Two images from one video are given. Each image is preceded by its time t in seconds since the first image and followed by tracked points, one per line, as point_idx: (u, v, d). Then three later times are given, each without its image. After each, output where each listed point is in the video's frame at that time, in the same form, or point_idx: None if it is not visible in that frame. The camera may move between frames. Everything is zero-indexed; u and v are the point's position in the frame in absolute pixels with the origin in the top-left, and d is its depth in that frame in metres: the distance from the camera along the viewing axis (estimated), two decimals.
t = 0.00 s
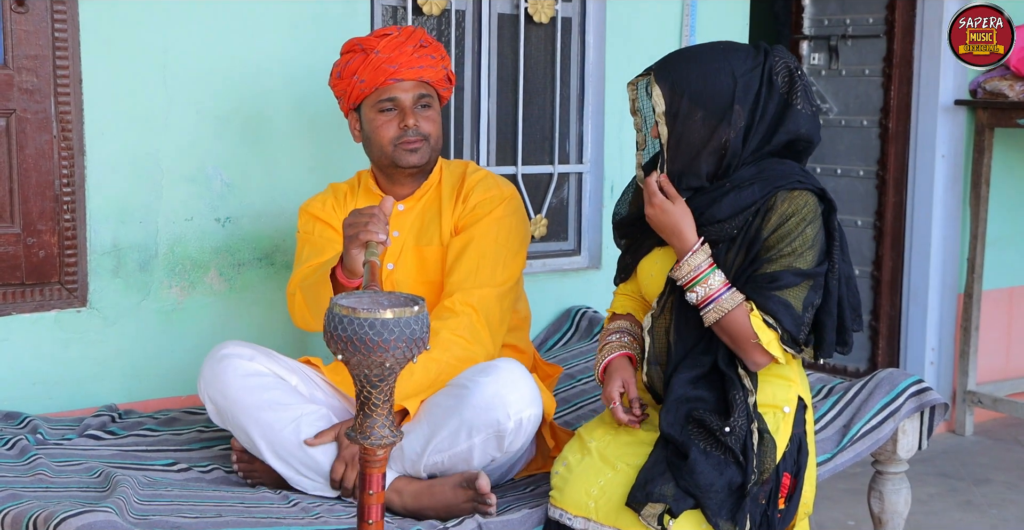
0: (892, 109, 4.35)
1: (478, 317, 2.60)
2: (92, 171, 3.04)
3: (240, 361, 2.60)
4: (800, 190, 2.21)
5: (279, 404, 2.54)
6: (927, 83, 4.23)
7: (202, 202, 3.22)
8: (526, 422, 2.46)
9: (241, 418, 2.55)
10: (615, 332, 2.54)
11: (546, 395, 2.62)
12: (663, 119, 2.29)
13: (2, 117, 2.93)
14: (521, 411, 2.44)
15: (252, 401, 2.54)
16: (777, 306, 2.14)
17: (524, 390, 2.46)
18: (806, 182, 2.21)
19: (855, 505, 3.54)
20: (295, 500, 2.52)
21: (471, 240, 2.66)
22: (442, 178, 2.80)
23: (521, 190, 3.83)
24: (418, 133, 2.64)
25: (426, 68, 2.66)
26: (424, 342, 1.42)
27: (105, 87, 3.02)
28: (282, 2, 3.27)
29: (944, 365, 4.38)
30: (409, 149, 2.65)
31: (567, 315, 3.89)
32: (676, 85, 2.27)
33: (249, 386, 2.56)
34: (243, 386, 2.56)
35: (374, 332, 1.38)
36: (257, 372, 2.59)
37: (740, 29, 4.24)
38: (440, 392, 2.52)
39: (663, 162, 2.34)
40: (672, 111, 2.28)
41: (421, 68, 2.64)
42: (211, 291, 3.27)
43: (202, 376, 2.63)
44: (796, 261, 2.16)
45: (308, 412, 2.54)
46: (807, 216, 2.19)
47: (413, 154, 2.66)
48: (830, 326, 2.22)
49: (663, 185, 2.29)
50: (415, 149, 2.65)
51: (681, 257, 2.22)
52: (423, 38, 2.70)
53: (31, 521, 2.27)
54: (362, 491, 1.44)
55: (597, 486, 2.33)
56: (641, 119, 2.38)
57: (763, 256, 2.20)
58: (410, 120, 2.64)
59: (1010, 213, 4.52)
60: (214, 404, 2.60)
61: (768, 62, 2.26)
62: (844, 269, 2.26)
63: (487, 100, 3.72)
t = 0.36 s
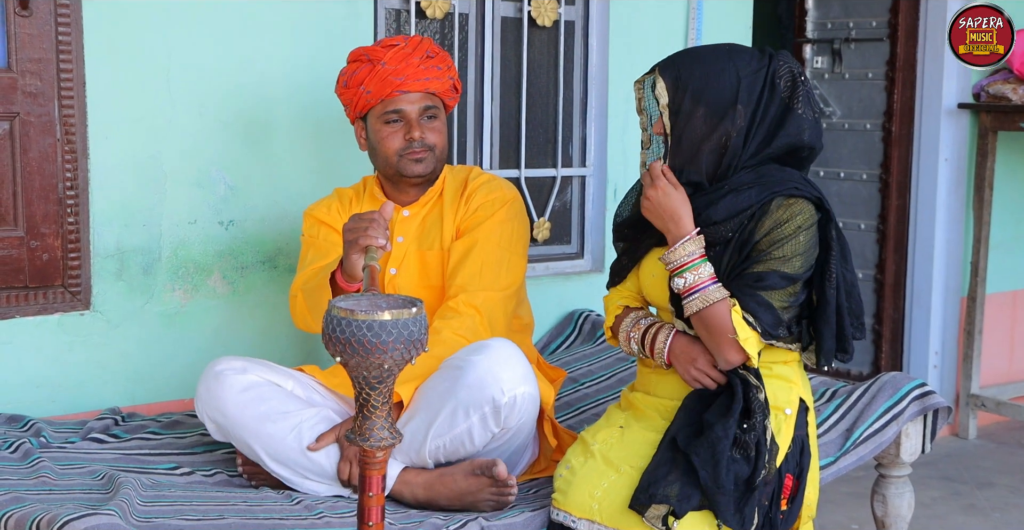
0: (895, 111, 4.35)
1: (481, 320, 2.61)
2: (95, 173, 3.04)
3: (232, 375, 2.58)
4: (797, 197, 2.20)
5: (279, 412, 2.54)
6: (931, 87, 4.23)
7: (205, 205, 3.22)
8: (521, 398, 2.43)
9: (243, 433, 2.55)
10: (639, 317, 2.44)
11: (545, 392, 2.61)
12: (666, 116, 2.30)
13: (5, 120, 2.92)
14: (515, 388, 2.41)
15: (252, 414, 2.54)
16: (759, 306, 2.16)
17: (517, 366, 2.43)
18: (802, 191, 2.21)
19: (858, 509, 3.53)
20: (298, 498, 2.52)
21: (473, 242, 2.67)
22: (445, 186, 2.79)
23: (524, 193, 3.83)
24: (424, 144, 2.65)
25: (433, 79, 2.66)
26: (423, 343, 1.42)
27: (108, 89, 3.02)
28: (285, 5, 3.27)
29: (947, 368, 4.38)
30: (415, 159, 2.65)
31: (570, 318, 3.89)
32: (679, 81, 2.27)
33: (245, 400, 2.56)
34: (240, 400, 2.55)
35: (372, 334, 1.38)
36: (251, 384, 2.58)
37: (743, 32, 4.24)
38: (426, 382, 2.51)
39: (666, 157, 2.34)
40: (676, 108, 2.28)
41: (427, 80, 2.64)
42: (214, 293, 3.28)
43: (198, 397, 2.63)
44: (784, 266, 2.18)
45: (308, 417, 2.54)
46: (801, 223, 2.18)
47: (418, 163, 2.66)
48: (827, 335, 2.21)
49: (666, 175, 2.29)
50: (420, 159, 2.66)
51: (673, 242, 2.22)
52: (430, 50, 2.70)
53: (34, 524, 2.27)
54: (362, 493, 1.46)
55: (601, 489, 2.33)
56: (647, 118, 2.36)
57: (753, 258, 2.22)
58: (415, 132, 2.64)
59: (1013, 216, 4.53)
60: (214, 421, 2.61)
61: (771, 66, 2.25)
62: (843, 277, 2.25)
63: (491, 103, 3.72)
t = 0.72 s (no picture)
0: (898, 114, 4.35)
1: (493, 335, 2.59)
2: (98, 175, 3.04)
3: (237, 381, 2.58)
4: (789, 198, 2.19)
5: (283, 422, 2.54)
6: (934, 90, 4.22)
7: (208, 207, 3.22)
8: (533, 428, 2.45)
9: (247, 438, 2.55)
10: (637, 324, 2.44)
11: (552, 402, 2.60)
12: (660, 111, 2.30)
13: (9, 122, 2.93)
14: (528, 418, 2.43)
15: (256, 422, 2.54)
16: (746, 308, 2.16)
17: (530, 397, 2.45)
18: (794, 190, 2.19)
19: (862, 511, 3.53)
20: (301, 504, 2.51)
21: (482, 254, 2.64)
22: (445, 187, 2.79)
23: (526, 195, 3.84)
24: (434, 151, 2.65)
25: (441, 82, 2.67)
26: (427, 346, 1.42)
27: (111, 91, 3.02)
28: (287, 7, 3.27)
29: (951, 370, 4.37)
30: (427, 165, 2.65)
31: (572, 320, 3.89)
32: (683, 80, 2.27)
33: (251, 406, 2.56)
34: (245, 407, 2.55)
35: (377, 337, 1.37)
36: (256, 391, 2.58)
37: (746, 34, 4.24)
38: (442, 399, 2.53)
39: (653, 156, 2.33)
40: (675, 107, 2.28)
41: (437, 84, 2.65)
42: (217, 295, 3.28)
43: (202, 399, 2.62)
44: (774, 268, 2.17)
45: (312, 428, 2.54)
46: (793, 225, 2.18)
47: (431, 169, 2.66)
48: (820, 337, 2.22)
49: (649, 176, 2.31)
50: (431, 165, 2.66)
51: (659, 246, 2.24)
52: (437, 53, 2.71)
53: (37, 525, 2.27)
54: (367, 495, 1.47)
55: (606, 486, 2.32)
56: (644, 115, 2.35)
57: (743, 260, 2.21)
58: (427, 138, 2.64)
59: (1017, 218, 4.52)
60: (216, 427, 2.61)
61: (773, 72, 2.26)
62: (839, 277, 2.24)
63: (494, 104, 3.73)
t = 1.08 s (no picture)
0: (900, 115, 4.36)
1: (501, 347, 2.59)
2: (101, 176, 3.04)
3: (227, 404, 2.57)
4: (793, 203, 2.19)
5: (277, 443, 2.53)
6: (936, 91, 4.22)
7: (211, 208, 3.22)
8: (538, 453, 2.46)
9: (241, 462, 2.56)
10: (636, 330, 2.44)
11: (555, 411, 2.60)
12: (672, 113, 2.25)
13: (11, 123, 2.93)
14: (532, 444, 2.44)
15: (249, 445, 2.54)
16: (758, 322, 2.17)
17: (535, 423, 2.46)
18: (798, 195, 2.19)
19: (864, 512, 3.53)
20: (302, 512, 2.50)
21: (482, 262, 2.62)
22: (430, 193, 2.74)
23: (528, 196, 3.84)
24: (437, 151, 2.61)
25: (431, 80, 2.64)
26: (433, 348, 1.42)
27: (114, 93, 3.02)
28: (289, 8, 3.27)
29: (953, 371, 4.37)
30: (436, 166, 2.60)
31: (574, 321, 3.89)
32: (689, 82, 2.23)
33: (245, 431, 2.55)
34: (236, 432, 2.55)
35: (385, 339, 1.37)
36: (249, 412, 2.56)
37: (748, 35, 4.25)
38: (450, 415, 2.53)
39: (667, 159, 2.29)
40: (682, 109, 2.25)
41: (431, 80, 2.62)
42: (219, 296, 3.28)
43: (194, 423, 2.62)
44: (782, 278, 2.18)
45: (307, 447, 2.52)
46: (798, 230, 2.18)
47: (438, 171, 2.61)
48: (826, 338, 2.22)
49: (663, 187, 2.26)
50: (439, 167, 2.61)
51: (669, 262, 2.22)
52: (416, 49, 2.65)
53: (40, 526, 2.27)
54: (373, 497, 1.47)
55: (607, 490, 2.32)
56: (648, 114, 2.33)
57: (750, 269, 2.21)
58: (433, 137, 2.61)
59: (1019, 218, 4.52)
60: (212, 449, 2.60)
61: (780, 76, 2.25)
62: (841, 278, 2.25)
63: (496, 105, 3.73)
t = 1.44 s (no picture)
0: (902, 116, 4.35)
1: (487, 344, 2.55)
2: (102, 177, 3.04)
3: (220, 419, 2.57)
4: (795, 208, 2.19)
5: (272, 456, 2.52)
6: (938, 92, 4.22)
7: (212, 209, 3.23)
8: (534, 454, 2.47)
9: (238, 475, 2.57)
10: (637, 334, 2.44)
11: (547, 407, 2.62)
12: (671, 120, 2.25)
13: (13, 124, 2.92)
14: (529, 446, 2.45)
15: (245, 460, 2.54)
16: (758, 328, 2.17)
17: (529, 426, 2.46)
18: (801, 200, 2.19)
19: (866, 513, 3.53)
20: (303, 516, 2.50)
21: (456, 261, 2.60)
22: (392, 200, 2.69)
23: (530, 197, 3.84)
24: (393, 158, 2.58)
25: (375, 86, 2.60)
26: (427, 346, 1.43)
27: (116, 94, 3.03)
28: (291, 9, 3.27)
29: (955, 372, 4.36)
30: (394, 174, 2.57)
31: (576, 323, 3.89)
32: (689, 87, 2.24)
33: (240, 444, 2.55)
34: (231, 446, 2.55)
35: (378, 336, 1.38)
36: (242, 426, 2.56)
37: (750, 36, 4.25)
38: (443, 421, 2.49)
39: (668, 165, 2.29)
40: (681, 116, 2.25)
41: (376, 87, 2.58)
42: (221, 297, 3.28)
43: (189, 437, 2.63)
44: (783, 283, 2.18)
45: (301, 459, 2.51)
46: (800, 236, 2.18)
47: (396, 178, 2.58)
48: (825, 344, 2.22)
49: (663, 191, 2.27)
50: (395, 174, 2.58)
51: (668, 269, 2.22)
52: (355, 57, 2.60)
53: (41, 526, 2.27)
54: (367, 495, 1.49)
55: (607, 492, 2.32)
56: (646, 120, 2.34)
57: (751, 274, 2.21)
58: (387, 144, 2.58)
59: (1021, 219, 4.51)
60: (208, 462, 2.60)
61: (781, 80, 2.25)
62: (843, 282, 2.25)
63: (498, 107, 3.73)
